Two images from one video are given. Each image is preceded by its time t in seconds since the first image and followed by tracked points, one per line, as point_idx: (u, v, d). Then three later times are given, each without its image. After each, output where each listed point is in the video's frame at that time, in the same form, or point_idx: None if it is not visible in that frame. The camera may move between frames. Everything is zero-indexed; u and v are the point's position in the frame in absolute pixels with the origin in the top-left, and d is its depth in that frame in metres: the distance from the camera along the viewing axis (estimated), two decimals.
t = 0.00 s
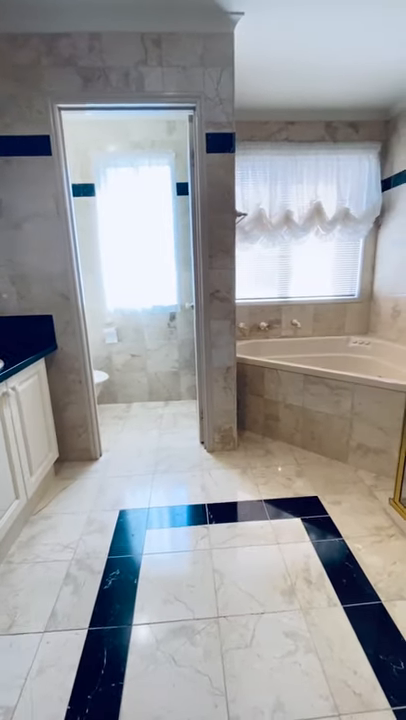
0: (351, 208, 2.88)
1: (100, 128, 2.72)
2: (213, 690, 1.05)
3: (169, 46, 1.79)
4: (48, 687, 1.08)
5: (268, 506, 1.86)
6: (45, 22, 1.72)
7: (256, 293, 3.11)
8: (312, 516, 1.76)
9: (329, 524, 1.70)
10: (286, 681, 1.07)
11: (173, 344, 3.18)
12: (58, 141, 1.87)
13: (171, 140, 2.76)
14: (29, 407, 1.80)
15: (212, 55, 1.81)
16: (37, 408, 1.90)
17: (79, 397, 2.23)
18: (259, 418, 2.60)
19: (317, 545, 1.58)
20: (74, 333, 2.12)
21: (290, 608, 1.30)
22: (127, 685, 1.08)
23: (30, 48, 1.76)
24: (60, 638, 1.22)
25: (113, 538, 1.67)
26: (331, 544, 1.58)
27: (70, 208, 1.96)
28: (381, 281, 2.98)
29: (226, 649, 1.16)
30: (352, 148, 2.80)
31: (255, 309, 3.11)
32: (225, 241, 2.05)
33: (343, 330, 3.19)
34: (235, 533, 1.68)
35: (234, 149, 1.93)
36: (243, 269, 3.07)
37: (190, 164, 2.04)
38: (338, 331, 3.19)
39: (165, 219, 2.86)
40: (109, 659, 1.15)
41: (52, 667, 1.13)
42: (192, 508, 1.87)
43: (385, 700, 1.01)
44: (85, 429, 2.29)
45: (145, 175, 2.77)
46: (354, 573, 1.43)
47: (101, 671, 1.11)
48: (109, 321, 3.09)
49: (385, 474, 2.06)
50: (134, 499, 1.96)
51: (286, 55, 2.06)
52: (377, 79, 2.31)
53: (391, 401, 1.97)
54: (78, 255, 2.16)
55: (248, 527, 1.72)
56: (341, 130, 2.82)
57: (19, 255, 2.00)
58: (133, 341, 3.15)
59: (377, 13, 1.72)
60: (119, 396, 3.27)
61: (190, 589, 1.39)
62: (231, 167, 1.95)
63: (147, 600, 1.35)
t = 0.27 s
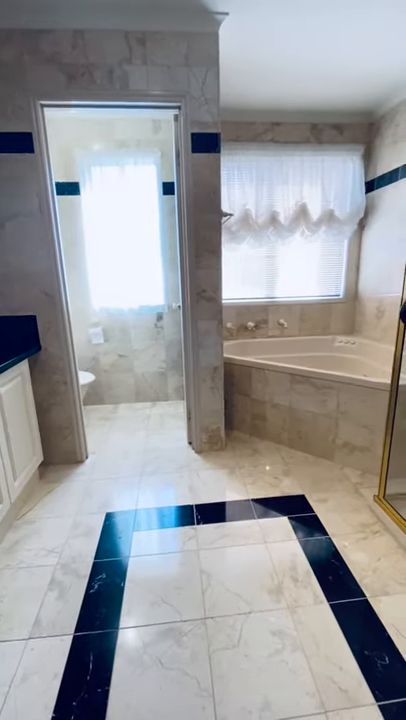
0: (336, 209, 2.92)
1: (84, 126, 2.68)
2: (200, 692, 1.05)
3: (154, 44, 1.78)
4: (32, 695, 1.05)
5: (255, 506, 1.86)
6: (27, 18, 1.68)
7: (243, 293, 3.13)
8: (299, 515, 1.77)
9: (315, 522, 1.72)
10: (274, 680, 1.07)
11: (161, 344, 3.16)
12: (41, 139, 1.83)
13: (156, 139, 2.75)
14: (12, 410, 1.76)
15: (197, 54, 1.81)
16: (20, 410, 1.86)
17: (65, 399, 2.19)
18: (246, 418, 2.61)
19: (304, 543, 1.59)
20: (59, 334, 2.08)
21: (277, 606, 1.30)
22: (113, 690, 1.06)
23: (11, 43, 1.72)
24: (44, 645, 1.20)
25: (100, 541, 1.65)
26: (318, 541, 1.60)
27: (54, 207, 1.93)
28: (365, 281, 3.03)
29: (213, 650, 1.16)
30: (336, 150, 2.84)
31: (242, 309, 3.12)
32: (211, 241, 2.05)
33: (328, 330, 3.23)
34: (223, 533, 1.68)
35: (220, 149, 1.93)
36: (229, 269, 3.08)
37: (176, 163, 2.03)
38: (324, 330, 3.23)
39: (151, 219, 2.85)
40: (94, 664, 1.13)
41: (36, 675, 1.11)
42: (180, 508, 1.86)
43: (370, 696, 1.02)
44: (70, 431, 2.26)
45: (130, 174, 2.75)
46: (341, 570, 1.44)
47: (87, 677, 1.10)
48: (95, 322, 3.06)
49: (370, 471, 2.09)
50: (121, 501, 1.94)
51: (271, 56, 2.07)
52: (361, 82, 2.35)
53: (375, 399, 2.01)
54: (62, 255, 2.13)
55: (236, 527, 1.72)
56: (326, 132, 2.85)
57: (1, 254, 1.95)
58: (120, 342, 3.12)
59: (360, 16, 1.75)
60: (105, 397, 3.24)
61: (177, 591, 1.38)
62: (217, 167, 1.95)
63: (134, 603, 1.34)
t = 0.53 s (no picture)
0: (323, 210, 2.95)
1: (70, 124, 2.64)
2: (189, 694, 1.04)
3: (140, 42, 1.77)
4: (17, 703, 1.03)
5: (244, 505, 1.86)
6: (10, 12, 1.65)
7: (231, 293, 3.13)
8: (287, 514, 1.78)
9: (304, 521, 1.73)
10: (263, 680, 1.07)
11: (149, 345, 3.14)
12: (25, 135, 1.80)
13: (144, 138, 2.73)
14: None
15: (184, 53, 1.80)
16: (5, 413, 1.82)
17: (51, 401, 2.16)
18: (235, 418, 2.61)
19: (293, 542, 1.60)
20: (44, 334, 2.05)
21: (266, 606, 1.30)
22: (100, 696, 1.04)
23: None
24: (30, 652, 1.17)
25: (87, 545, 1.63)
26: (306, 540, 1.61)
27: (38, 205, 1.90)
28: (352, 281, 3.06)
29: (202, 652, 1.15)
30: (323, 152, 2.86)
31: (231, 309, 3.12)
32: (199, 241, 2.04)
33: (316, 330, 3.26)
34: (212, 533, 1.67)
35: (207, 149, 1.92)
36: (218, 269, 3.08)
37: (163, 162, 2.01)
38: (312, 330, 3.26)
39: (139, 218, 2.82)
40: (82, 670, 1.11)
41: (21, 682, 1.08)
42: (169, 509, 1.85)
43: (358, 692, 1.03)
44: (57, 433, 2.22)
45: (118, 173, 2.72)
46: (329, 568, 1.45)
47: (74, 683, 1.08)
48: (82, 322, 3.02)
49: (357, 469, 2.12)
50: (109, 503, 1.92)
51: (258, 56, 2.08)
52: (347, 83, 2.37)
53: (362, 398, 2.03)
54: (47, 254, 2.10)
55: (225, 527, 1.72)
56: (313, 133, 2.88)
57: None
58: (108, 342, 3.09)
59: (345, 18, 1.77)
60: (93, 398, 3.20)
61: (166, 593, 1.37)
62: (204, 167, 1.95)
63: (122, 607, 1.32)
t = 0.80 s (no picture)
0: (312, 211, 2.97)
1: (58, 122, 2.62)
2: (177, 697, 1.03)
3: (127, 41, 1.75)
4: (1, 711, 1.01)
5: (233, 506, 1.86)
6: None
7: (221, 293, 3.13)
8: (277, 514, 1.79)
9: (293, 520, 1.74)
10: (250, 680, 1.07)
11: (139, 345, 3.12)
12: (9, 133, 1.77)
13: (132, 138, 2.72)
14: None
15: (171, 53, 1.79)
16: None
17: (38, 402, 2.13)
18: (225, 418, 2.62)
19: (281, 541, 1.61)
20: (31, 335, 2.02)
21: (255, 606, 1.30)
22: (86, 701, 1.03)
23: None
24: (15, 658, 1.15)
25: (75, 548, 1.61)
26: (295, 539, 1.61)
27: (24, 204, 1.87)
28: (341, 282, 3.09)
29: (190, 654, 1.15)
30: (311, 153, 2.88)
31: (221, 309, 3.12)
32: (187, 241, 2.04)
33: (306, 330, 3.28)
34: (201, 535, 1.67)
35: (195, 149, 1.92)
36: (208, 269, 3.08)
37: (151, 162, 2.00)
38: (301, 330, 3.28)
39: (128, 218, 2.81)
40: (68, 675, 1.10)
41: (6, 689, 1.06)
42: (158, 511, 1.84)
43: (345, 691, 1.03)
44: (45, 435, 2.19)
45: (106, 172, 2.70)
46: (317, 567, 1.46)
47: (60, 688, 1.06)
48: (71, 323, 2.99)
49: (346, 468, 2.13)
50: (98, 505, 1.90)
51: (246, 56, 2.08)
52: (334, 85, 2.39)
53: (350, 397, 2.05)
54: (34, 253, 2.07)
55: (214, 528, 1.71)
56: (301, 134, 2.90)
57: None
58: (97, 343, 3.06)
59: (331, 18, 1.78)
60: (82, 399, 3.17)
61: (155, 595, 1.37)
62: (192, 167, 1.94)
63: (110, 610, 1.31)
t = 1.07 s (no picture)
0: (299, 211, 2.99)
1: (43, 120, 2.58)
2: (162, 698, 1.03)
3: (111, 40, 1.74)
4: None
5: (221, 505, 1.86)
6: None
7: (210, 293, 3.13)
8: (264, 512, 1.80)
9: (280, 518, 1.75)
10: (235, 679, 1.07)
11: (127, 345, 3.11)
12: None
13: (119, 137, 2.70)
14: None
15: (156, 52, 1.79)
16: None
17: (24, 404, 2.10)
18: (214, 418, 2.62)
19: (268, 540, 1.61)
20: (15, 335, 1.99)
21: (241, 605, 1.31)
22: (70, 705, 1.02)
23: None
24: None
25: (61, 550, 1.59)
26: (282, 537, 1.62)
27: (7, 202, 1.84)
28: (328, 282, 3.12)
29: (176, 655, 1.15)
30: (298, 154, 2.91)
31: (210, 309, 3.12)
32: (174, 240, 2.03)
33: (294, 329, 3.31)
34: (188, 535, 1.67)
35: (181, 149, 1.92)
36: (196, 269, 3.08)
37: (137, 161, 1.99)
38: (289, 330, 3.30)
39: (115, 217, 2.79)
40: (52, 679, 1.08)
41: None
42: (146, 512, 1.83)
43: (329, 686, 1.04)
44: (30, 437, 2.16)
45: (92, 171, 2.68)
46: (303, 564, 1.47)
47: (43, 693, 1.05)
48: (58, 323, 2.96)
49: (333, 466, 2.15)
50: (84, 507, 1.88)
51: (232, 56, 2.08)
52: (320, 86, 2.41)
53: (336, 396, 2.07)
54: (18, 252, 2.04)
55: (201, 527, 1.71)
56: (288, 136, 2.92)
57: None
58: (85, 343, 3.04)
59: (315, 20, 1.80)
60: (70, 400, 3.14)
61: (141, 596, 1.36)
62: (178, 166, 1.94)
63: (95, 613, 1.30)
